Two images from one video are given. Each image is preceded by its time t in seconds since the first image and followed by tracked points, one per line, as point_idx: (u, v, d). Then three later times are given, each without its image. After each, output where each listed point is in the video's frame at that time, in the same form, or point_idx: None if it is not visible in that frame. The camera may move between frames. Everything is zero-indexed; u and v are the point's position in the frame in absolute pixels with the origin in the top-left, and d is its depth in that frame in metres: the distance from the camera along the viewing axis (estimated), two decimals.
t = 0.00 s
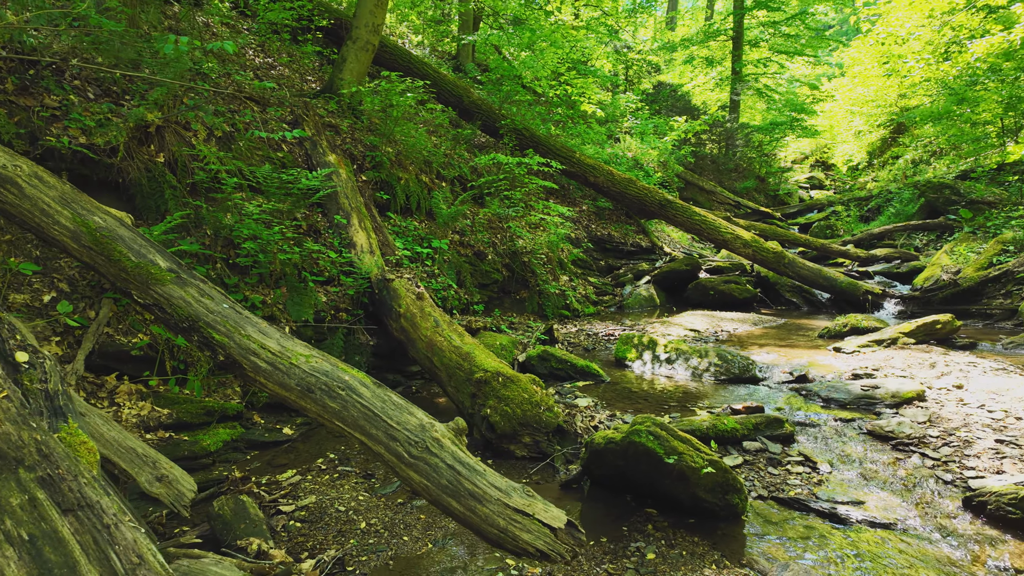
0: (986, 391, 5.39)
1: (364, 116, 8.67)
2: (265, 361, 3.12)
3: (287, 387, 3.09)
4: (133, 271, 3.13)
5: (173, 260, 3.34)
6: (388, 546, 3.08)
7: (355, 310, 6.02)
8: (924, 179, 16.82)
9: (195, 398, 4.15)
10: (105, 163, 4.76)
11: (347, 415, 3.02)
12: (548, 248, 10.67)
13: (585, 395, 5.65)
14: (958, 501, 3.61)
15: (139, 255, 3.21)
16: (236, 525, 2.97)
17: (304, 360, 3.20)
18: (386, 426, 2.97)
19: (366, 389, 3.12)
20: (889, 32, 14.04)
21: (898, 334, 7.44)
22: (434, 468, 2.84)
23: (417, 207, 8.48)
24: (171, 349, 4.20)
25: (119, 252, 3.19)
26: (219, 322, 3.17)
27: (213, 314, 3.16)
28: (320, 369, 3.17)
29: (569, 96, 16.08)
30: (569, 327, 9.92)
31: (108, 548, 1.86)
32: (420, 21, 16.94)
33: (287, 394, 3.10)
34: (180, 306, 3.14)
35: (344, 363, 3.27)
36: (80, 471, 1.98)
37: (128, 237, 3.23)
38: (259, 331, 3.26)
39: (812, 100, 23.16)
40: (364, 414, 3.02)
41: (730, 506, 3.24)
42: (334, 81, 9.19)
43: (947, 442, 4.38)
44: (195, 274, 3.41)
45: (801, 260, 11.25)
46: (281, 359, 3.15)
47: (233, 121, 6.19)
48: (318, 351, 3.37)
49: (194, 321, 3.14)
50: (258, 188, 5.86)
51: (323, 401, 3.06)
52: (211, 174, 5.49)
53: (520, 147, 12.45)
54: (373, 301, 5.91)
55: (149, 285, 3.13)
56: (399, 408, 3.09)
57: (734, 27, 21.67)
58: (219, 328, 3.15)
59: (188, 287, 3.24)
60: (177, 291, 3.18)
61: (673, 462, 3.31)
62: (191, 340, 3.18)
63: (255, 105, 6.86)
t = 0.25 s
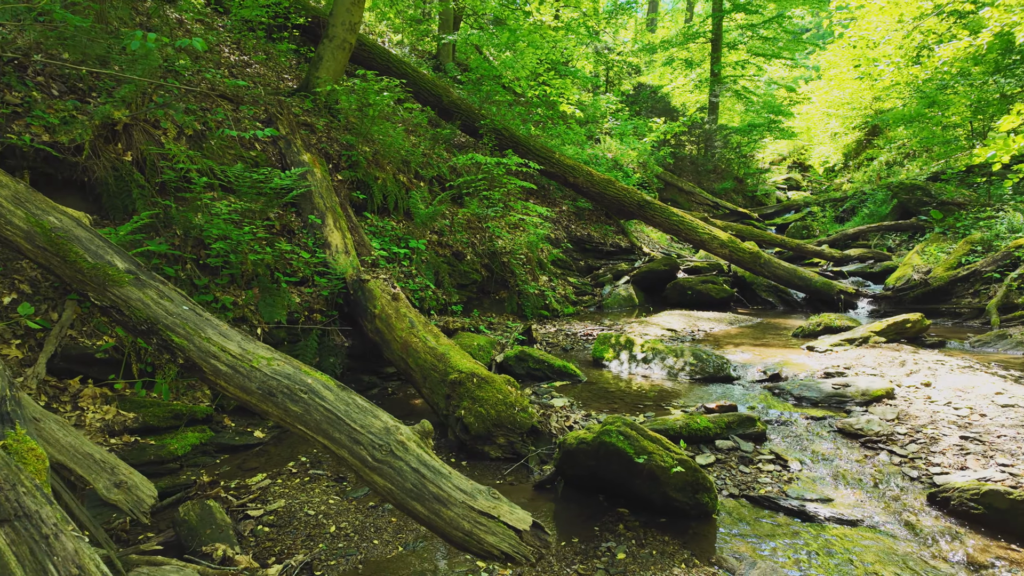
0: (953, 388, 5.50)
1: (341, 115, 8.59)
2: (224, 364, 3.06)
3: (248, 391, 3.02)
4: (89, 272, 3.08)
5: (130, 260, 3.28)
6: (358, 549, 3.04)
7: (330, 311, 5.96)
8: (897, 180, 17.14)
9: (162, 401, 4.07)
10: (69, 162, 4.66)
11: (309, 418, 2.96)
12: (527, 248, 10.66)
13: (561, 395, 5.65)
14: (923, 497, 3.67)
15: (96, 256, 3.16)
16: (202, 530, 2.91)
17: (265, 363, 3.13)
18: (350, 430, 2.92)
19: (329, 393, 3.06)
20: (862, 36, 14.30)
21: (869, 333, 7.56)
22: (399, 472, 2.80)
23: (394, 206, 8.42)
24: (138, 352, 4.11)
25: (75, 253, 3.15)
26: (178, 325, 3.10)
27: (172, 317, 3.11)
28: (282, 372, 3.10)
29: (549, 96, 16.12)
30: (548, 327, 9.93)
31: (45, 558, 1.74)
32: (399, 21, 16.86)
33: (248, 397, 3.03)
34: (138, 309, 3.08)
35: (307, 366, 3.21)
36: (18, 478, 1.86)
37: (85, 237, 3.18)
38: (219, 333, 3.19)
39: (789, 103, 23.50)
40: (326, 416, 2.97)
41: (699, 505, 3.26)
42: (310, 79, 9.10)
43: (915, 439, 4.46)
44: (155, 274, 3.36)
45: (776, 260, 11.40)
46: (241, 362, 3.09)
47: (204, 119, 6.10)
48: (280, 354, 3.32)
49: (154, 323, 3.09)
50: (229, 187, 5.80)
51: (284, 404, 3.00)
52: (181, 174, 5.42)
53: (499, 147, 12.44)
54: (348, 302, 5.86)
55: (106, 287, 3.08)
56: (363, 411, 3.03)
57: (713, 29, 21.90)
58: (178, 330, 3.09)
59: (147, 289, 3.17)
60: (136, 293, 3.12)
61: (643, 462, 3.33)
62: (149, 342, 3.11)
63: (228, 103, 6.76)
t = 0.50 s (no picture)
0: (926, 386, 5.56)
1: (318, 113, 8.47)
2: (180, 365, 2.96)
3: (205, 393, 2.93)
4: (38, 270, 2.82)
5: (82, 259, 3.07)
6: (327, 554, 2.97)
7: (304, 311, 5.86)
8: (873, 181, 17.39)
9: (128, 403, 3.94)
10: (30, 159, 4.54)
11: (268, 420, 2.90)
12: (507, 248, 10.61)
13: (539, 395, 5.61)
14: (896, 494, 3.68)
15: (46, 254, 2.91)
16: (163, 536, 2.83)
17: (223, 364, 3.05)
18: (310, 432, 2.86)
19: (289, 394, 3.00)
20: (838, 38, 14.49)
21: (845, 331, 7.64)
22: (362, 476, 2.73)
23: (372, 205, 8.32)
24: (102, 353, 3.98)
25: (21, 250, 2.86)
26: (132, 324, 2.96)
27: (126, 316, 2.96)
28: (241, 373, 3.03)
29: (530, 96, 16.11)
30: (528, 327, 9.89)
31: None
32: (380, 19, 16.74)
33: (205, 400, 2.94)
34: (90, 308, 2.90)
35: (267, 367, 3.14)
36: None
37: (33, 234, 2.92)
38: (176, 334, 3.09)
39: (768, 105, 23.76)
40: (285, 419, 2.90)
41: (674, 504, 3.24)
42: (286, 76, 8.96)
43: (888, 437, 4.49)
44: (108, 272, 3.16)
45: (755, 260, 11.49)
46: (198, 363, 2.99)
47: (174, 115, 5.96)
48: (238, 355, 3.22)
49: (106, 323, 2.91)
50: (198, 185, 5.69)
51: (242, 407, 2.92)
52: (149, 172, 5.30)
53: (480, 146, 12.37)
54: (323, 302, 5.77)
55: (57, 286, 2.86)
56: (324, 413, 2.97)
57: (693, 31, 22.06)
58: (132, 330, 2.94)
59: (100, 287, 2.99)
60: (87, 292, 2.93)
61: (616, 462, 3.31)
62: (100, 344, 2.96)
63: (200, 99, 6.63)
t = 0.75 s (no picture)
0: (902, 381, 5.51)
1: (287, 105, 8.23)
2: (96, 361, 2.58)
3: (123, 390, 2.58)
4: None
5: None
6: (274, 564, 2.79)
7: (267, 308, 5.64)
8: (850, 180, 17.52)
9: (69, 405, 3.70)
10: None
11: (193, 421, 2.59)
12: (484, 245, 10.44)
13: (511, 393, 5.46)
14: (872, 492, 3.59)
15: None
16: (96, 548, 2.64)
17: (144, 358, 2.70)
18: (239, 433, 2.58)
19: (217, 392, 2.68)
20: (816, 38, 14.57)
21: (822, 328, 7.60)
22: (295, 480, 2.47)
23: (344, 201, 8.11)
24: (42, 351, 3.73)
25: None
26: (44, 315, 2.59)
27: (37, 306, 2.59)
28: (164, 369, 2.70)
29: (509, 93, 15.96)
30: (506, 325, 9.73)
31: None
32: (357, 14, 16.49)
33: (122, 397, 2.59)
34: None
35: (194, 362, 2.81)
36: None
37: None
38: (93, 324, 2.72)
39: (748, 105, 23.90)
40: (213, 418, 2.60)
41: (644, 505, 3.11)
42: (255, 68, 8.71)
43: (863, 433, 4.41)
44: (18, 258, 2.76)
45: (733, 258, 11.46)
46: (115, 358, 2.63)
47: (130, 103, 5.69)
48: (164, 347, 2.88)
49: (15, 314, 2.54)
50: (154, 176, 5.42)
51: (164, 405, 2.60)
52: (98, 160, 4.96)
53: (457, 143, 12.19)
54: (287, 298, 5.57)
55: None
56: (257, 412, 2.69)
57: (673, 31, 22.09)
58: (43, 322, 2.57)
59: (8, 275, 2.62)
60: None
61: (582, 461, 3.17)
62: (5, 335, 2.57)
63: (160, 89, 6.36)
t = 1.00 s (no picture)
0: (897, 384, 5.24)
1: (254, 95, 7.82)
2: None
3: None
4: None
5: None
6: None
7: (224, 309, 5.25)
8: (837, 177, 17.35)
9: None
10: None
11: (57, 452, 2.07)
12: (465, 242, 10.08)
13: (486, 400, 5.12)
14: (872, 508, 3.30)
15: None
16: None
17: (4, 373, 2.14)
18: (115, 467, 2.09)
19: (93, 417, 2.18)
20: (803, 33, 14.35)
21: (812, 327, 7.34)
22: (185, 525, 2.02)
23: (314, 196, 7.72)
24: None
25: None
26: None
27: None
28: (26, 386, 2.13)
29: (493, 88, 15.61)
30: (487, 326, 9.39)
31: None
32: (337, 7, 16.06)
33: None
34: None
35: (66, 380, 2.28)
36: None
37: None
38: None
39: (734, 103, 23.72)
40: (82, 448, 2.10)
41: (622, 530, 2.80)
42: (220, 57, 8.29)
43: (860, 441, 4.12)
44: None
45: (720, 255, 11.20)
46: None
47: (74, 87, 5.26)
48: (27, 362, 2.32)
49: None
50: (99, 166, 4.95)
51: (22, 433, 2.07)
52: (34, 147, 4.46)
53: (438, 137, 11.81)
54: (246, 298, 5.19)
55: None
56: (141, 440, 2.22)
57: (660, 28, 21.85)
58: None
59: None
60: None
61: (552, 483, 2.88)
62: None
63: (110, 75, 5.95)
